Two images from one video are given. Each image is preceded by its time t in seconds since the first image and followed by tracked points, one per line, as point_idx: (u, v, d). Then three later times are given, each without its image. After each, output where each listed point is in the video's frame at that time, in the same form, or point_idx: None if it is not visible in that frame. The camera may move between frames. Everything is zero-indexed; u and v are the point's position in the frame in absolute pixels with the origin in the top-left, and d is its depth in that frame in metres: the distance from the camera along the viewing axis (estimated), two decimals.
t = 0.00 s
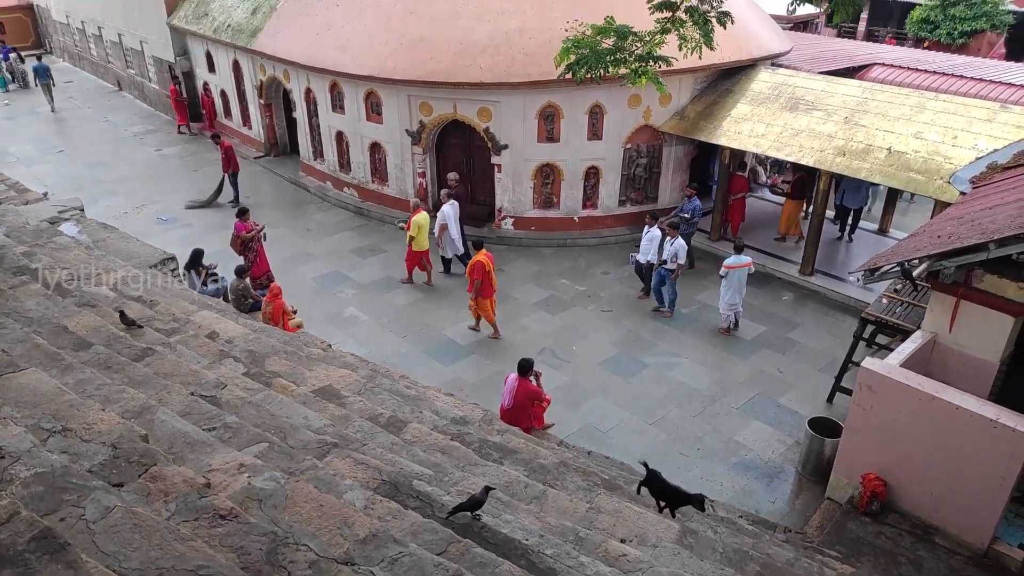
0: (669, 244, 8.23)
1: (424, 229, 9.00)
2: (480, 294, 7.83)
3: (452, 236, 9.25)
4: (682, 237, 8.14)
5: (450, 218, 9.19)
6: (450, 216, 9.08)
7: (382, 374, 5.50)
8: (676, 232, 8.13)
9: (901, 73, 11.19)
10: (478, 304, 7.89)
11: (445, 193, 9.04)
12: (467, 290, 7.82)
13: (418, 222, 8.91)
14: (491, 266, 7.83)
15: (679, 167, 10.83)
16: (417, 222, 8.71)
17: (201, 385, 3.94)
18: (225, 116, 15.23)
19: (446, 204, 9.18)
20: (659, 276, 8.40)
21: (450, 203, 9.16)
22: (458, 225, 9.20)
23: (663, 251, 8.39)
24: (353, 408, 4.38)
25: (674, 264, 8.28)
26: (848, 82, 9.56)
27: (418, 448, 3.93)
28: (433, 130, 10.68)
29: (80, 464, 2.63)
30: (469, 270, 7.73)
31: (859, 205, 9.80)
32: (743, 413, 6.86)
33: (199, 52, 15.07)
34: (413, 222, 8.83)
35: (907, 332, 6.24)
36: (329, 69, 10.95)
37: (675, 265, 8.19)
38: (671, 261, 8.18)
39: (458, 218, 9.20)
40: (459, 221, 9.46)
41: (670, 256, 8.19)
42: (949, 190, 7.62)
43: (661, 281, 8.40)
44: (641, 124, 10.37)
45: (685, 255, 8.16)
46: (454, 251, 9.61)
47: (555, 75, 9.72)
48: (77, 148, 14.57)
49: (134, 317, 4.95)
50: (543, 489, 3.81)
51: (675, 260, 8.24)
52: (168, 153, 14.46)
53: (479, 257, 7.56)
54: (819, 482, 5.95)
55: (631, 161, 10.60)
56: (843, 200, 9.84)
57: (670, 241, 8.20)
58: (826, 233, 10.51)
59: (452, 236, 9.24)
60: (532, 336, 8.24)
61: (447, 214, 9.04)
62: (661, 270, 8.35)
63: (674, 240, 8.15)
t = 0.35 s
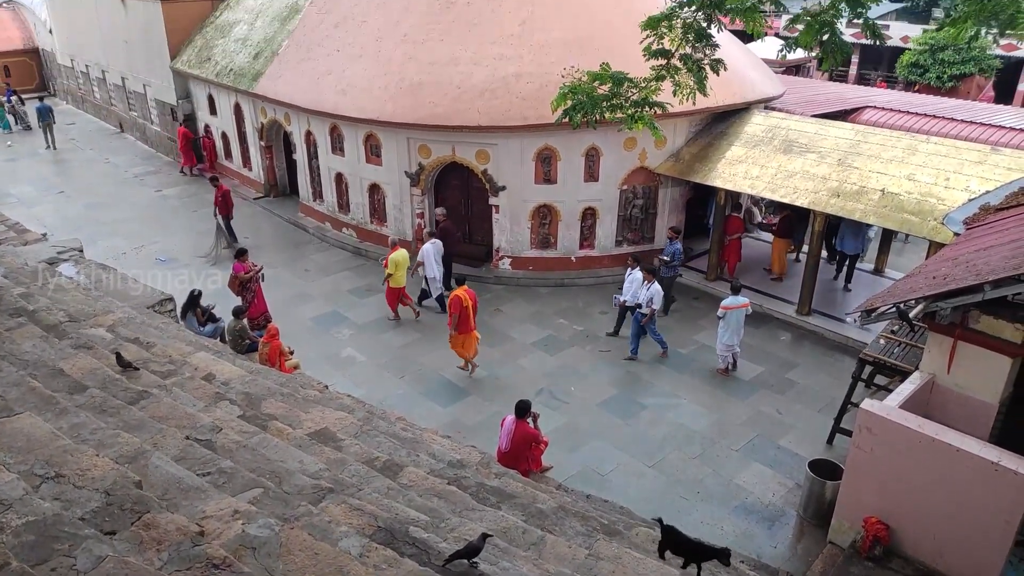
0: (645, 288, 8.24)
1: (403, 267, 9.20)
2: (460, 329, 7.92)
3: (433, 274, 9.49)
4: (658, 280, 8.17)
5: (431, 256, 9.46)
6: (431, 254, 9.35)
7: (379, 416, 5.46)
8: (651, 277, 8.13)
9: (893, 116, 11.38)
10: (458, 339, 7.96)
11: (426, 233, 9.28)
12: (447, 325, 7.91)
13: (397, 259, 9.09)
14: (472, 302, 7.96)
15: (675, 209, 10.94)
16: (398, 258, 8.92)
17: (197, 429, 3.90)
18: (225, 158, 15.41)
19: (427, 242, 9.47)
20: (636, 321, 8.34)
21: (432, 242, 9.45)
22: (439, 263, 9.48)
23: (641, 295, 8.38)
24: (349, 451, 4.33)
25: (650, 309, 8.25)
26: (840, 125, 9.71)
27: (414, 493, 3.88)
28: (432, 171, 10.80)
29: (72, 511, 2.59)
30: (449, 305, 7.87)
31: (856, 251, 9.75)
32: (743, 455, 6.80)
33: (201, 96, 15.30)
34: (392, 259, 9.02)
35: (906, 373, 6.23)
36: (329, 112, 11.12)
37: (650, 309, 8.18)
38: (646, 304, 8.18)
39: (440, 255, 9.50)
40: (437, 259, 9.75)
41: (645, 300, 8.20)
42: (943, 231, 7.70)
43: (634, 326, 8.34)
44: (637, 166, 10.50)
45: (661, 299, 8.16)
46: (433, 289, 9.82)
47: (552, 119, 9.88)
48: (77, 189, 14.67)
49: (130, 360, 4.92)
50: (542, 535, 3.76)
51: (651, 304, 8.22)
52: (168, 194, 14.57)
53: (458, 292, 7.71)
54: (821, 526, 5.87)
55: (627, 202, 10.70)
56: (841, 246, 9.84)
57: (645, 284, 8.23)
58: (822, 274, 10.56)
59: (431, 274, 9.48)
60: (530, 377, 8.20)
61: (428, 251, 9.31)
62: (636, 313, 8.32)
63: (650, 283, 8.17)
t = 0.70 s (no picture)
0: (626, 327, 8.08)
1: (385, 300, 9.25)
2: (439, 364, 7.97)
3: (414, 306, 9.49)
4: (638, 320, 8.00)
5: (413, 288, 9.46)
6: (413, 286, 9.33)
7: (376, 456, 5.41)
8: (631, 316, 7.97)
9: (887, 155, 11.53)
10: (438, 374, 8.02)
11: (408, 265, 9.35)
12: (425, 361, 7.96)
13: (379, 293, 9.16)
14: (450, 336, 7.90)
15: (672, 246, 11.00)
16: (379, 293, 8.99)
17: (192, 471, 3.86)
18: (226, 196, 15.52)
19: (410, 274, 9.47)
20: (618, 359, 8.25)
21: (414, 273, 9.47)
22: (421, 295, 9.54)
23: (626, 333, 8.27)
24: (345, 493, 4.28)
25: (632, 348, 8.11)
26: (835, 164, 9.81)
27: (411, 536, 3.83)
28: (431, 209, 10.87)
29: (64, 558, 2.56)
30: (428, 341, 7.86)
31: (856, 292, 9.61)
32: (744, 496, 6.73)
33: (203, 135, 15.47)
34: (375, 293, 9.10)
35: (906, 412, 6.21)
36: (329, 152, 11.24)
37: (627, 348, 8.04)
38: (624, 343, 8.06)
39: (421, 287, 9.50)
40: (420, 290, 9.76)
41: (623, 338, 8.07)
42: (940, 268, 7.74)
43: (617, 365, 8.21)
44: (635, 204, 10.59)
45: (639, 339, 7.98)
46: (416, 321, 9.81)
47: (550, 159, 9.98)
48: (78, 227, 14.74)
49: (126, 400, 4.89)
50: None
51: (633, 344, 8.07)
52: (168, 231, 14.63)
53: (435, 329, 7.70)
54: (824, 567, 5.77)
55: (625, 240, 10.76)
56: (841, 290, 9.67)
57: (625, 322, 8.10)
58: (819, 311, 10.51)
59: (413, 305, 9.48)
60: (529, 415, 8.15)
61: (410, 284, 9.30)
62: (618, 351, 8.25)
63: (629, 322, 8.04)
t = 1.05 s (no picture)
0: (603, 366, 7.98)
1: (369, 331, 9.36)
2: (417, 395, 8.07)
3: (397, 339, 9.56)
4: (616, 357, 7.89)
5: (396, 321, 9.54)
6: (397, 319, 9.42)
7: (373, 496, 5.34)
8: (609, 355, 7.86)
9: (882, 192, 11.65)
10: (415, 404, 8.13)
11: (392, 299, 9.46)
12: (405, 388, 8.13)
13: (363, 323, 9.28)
14: (428, 370, 7.94)
15: (670, 282, 11.02)
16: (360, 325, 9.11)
17: (187, 513, 3.81)
18: (225, 233, 15.58)
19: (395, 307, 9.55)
20: (597, 398, 8.16)
21: (398, 307, 9.51)
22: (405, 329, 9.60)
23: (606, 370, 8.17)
24: (342, 535, 4.22)
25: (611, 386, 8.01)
26: (831, 202, 9.90)
27: None
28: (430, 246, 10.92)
29: None
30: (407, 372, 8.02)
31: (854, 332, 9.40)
32: (746, 536, 6.64)
33: (204, 172, 15.59)
34: (358, 323, 9.24)
35: (908, 450, 6.16)
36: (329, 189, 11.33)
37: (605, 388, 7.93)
38: (601, 383, 7.96)
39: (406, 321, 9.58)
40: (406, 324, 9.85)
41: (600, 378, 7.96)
42: (937, 305, 7.76)
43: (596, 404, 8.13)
44: (632, 241, 10.64)
45: (616, 378, 7.87)
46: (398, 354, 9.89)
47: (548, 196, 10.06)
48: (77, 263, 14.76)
49: (122, 439, 4.85)
50: None
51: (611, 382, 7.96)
52: (167, 268, 14.65)
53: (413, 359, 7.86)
54: None
55: (623, 276, 10.79)
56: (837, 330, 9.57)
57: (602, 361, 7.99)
58: (819, 348, 10.46)
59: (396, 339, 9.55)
60: (527, 454, 8.08)
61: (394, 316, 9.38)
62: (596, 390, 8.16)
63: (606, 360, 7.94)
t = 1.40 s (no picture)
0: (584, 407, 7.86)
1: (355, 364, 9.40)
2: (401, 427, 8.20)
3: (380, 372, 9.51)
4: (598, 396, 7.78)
5: (380, 353, 9.52)
6: (380, 351, 9.39)
7: (371, 537, 5.27)
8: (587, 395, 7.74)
9: (880, 229, 11.73)
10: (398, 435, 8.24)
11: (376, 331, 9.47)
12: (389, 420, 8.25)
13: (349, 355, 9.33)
14: (412, 400, 8.08)
15: (670, 319, 11.01)
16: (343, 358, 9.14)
17: (182, 556, 3.76)
18: (225, 269, 15.60)
19: (379, 339, 9.60)
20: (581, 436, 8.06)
21: (382, 339, 9.54)
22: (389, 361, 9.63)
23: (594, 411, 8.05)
24: None
25: (592, 427, 7.87)
26: (829, 238, 9.95)
27: None
28: (430, 282, 10.95)
29: None
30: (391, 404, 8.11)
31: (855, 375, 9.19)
32: None
33: (205, 209, 15.69)
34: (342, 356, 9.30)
35: (912, 490, 6.10)
36: (330, 226, 11.40)
37: (583, 426, 7.82)
38: (580, 421, 7.85)
39: (390, 354, 9.54)
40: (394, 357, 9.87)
41: (580, 416, 7.86)
42: (938, 342, 7.75)
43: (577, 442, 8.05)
44: (632, 277, 10.67)
45: (594, 419, 7.73)
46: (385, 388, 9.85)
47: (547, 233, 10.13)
48: (77, 300, 14.78)
49: (117, 479, 4.80)
50: None
51: (592, 423, 7.83)
52: (167, 304, 14.64)
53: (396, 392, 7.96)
54: None
55: (622, 312, 10.80)
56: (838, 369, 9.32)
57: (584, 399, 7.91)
58: (818, 386, 10.32)
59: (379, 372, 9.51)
60: (527, 493, 7.98)
61: (376, 350, 9.37)
62: (579, 428, 8.05)
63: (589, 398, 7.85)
